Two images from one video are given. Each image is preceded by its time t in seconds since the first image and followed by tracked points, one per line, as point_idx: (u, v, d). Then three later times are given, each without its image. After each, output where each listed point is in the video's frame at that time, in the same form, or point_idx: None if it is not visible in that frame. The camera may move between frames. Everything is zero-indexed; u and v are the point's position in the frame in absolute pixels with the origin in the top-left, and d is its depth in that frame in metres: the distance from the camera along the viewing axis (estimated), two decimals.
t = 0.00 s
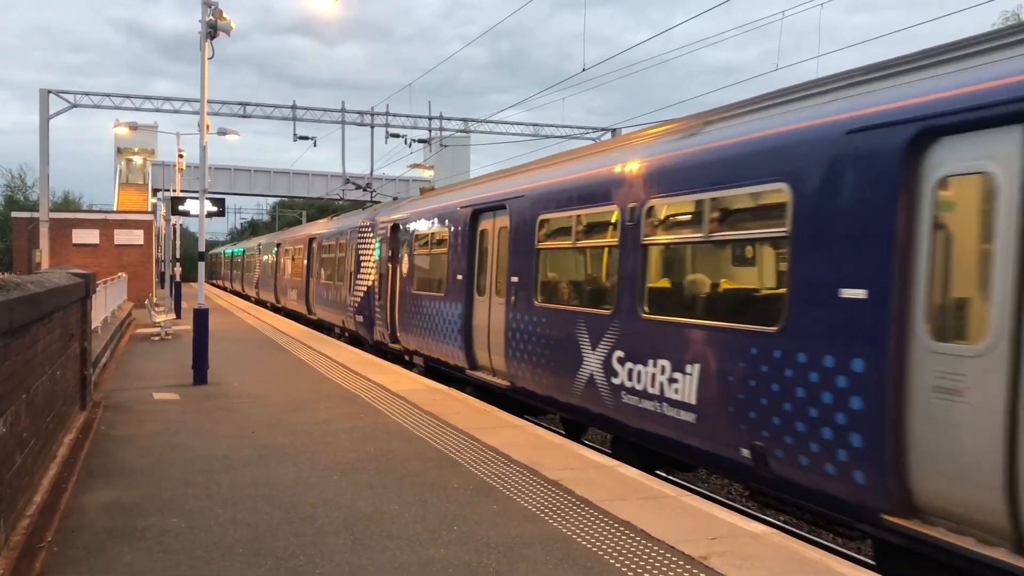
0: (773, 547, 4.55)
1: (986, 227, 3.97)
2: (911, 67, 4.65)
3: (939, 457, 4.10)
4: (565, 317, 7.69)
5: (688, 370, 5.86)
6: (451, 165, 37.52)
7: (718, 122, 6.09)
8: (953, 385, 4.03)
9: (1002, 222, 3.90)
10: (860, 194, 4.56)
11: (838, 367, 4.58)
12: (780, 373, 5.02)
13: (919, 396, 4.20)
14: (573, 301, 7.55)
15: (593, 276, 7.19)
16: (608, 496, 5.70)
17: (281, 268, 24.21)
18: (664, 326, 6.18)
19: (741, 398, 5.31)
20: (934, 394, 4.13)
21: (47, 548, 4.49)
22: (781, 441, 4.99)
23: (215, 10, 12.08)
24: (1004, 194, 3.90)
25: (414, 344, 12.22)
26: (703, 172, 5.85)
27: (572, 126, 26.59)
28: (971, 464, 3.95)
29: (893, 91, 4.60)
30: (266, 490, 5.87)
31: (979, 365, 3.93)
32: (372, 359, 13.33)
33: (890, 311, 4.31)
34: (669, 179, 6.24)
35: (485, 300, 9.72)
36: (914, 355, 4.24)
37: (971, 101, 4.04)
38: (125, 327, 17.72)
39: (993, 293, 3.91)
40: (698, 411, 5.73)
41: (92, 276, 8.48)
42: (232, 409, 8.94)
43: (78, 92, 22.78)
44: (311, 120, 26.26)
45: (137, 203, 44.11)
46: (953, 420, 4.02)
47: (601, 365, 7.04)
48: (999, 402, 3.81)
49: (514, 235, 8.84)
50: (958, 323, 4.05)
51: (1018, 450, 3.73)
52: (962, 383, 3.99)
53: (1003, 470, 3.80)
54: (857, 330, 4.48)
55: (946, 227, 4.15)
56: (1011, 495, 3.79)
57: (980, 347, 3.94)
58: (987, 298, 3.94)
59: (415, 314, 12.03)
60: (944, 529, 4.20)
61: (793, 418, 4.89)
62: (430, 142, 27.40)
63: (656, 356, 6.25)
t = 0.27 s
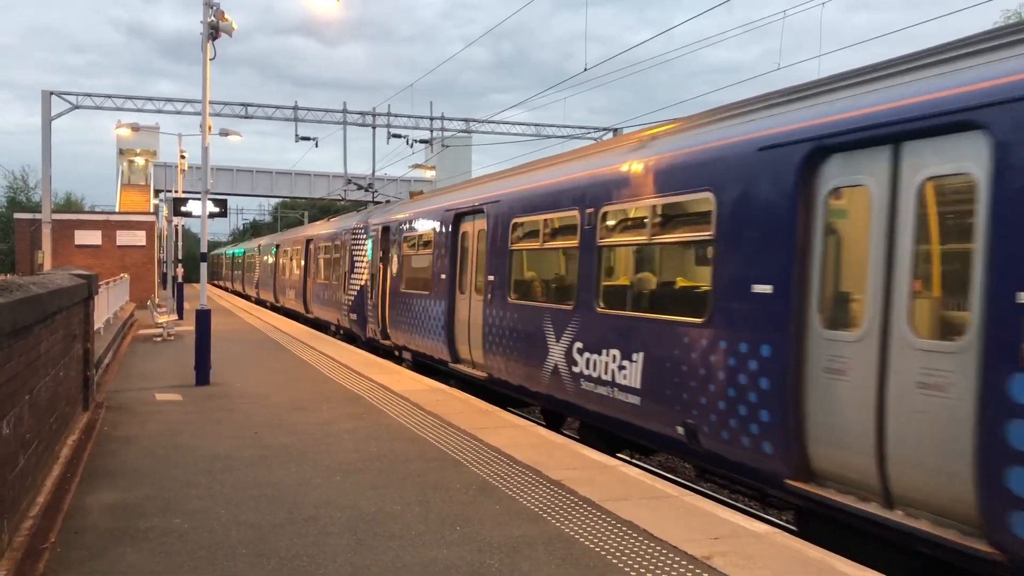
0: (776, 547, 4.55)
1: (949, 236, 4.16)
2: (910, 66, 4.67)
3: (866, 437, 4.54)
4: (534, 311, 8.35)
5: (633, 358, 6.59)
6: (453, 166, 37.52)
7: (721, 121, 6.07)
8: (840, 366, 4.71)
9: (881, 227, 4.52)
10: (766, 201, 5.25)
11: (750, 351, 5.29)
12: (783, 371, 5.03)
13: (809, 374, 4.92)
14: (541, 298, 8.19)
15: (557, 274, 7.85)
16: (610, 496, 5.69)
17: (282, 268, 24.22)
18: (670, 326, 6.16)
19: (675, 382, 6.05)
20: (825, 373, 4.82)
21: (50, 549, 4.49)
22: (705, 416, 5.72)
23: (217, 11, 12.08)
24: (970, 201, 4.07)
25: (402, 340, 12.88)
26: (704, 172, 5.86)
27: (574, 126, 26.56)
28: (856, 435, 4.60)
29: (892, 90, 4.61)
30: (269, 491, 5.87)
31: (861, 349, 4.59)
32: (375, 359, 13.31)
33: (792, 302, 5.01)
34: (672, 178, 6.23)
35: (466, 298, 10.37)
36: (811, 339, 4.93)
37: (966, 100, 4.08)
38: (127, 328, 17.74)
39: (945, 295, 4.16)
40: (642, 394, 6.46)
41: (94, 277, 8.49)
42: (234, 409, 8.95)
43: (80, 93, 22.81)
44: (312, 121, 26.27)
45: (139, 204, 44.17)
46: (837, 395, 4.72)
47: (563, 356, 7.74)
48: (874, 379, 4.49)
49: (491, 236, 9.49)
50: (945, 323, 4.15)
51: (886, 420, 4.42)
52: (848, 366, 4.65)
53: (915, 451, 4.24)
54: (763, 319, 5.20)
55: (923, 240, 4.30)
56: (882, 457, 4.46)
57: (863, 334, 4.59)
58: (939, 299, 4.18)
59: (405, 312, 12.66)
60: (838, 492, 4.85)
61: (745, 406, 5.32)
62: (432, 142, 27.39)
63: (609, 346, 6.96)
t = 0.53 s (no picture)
0: (782, 547, 4.54)
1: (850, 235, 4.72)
2: (913, 67, 4.67)
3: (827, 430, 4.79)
4: (510, 308, 9.05)
5: (592, 349, 7.32)
6: (457, 167, 37.51)
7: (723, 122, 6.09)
8: (753, 351, 5.43)
9: (782, 230, 5.23)
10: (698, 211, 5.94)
11: (685, 341, 6.02)
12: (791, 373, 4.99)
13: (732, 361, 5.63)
14: (517, 296, 8.89)
15: (532, 273, 8.51)
16: (615, 497, 5.69)
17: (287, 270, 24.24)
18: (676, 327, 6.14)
19: (627, 370, 6.75)
20: (741, 359, 5.53)
21: (56, 551, 4.50)
22: (654, 401, 6.41)
23: (221, 13, 12.10)
24: (857, 207, 4.69)
25: (395, 336, 13.57)
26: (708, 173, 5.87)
27: (578, 127, 26.53)
28: (769, 412, 5.27)
29: (895, 91, 4.62)
30: (274, 492, 5.87)
31: (767, 338, 5.31)
32: (380, 361, 13.29)
33: (717, 295, 5.72)
34: (674, 179, 6.25)
35: (452, 297, 11.06)
36: (732, 329, 5.65)
37: (966, 101, 4.10)
38: (132, 330, 17.77)
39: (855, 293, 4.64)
40: (599, 381, 7.21)
41: (99, 280, 8.51)
42: (239, 411, 8.96)
43: (84, 96, 22.85)
44: (316, 122, 26.28)
45: (143, 207, 44.26)
46: (748, 375, 5.46)
47: (534, 348, 8.46)
48: (779, 363, 5.18)
49: (472, 239, 10.19)
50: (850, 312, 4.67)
51: (788, 399, 5.11)
52: (759, 353, 5.37)
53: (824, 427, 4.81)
54: (693, 313, 5.93)
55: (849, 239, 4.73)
56: (789, 433, 5.11)
57: (769, 326, 5.29)
58: (847, 295, 4.70)
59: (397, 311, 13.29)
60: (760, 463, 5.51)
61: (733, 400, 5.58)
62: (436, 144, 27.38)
63: (572, 339, 7.68)
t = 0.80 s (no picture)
0: (790, 549, 4.54)
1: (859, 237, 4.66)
2: (921, 66, 4.64)
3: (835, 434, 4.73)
4: (492, 308, 9.76)
5: (558, 343, 8.11)
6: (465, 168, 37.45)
7: (727, 124, 6.12)
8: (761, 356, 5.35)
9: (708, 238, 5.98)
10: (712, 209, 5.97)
11: (634, 334, 6.81)
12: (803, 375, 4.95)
13: (727, 360, 5.71)
14: (499, 296, 9.57)
15: (511, 275, 9.21)
16: (623, 498, 5.69)
17: (295, 272, 24.29)
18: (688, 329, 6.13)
19: (591, 361, 7.48)
20: (678, 348, 6.29)
21: (66, 553, 4.52)
22: (610, 388, 7.16)
23: (228, 16, 12.14)
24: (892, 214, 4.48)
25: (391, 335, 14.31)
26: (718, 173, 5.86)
27: (586, 128, 26.45)
28: (699, 394, 6.02)
29: (904, 90, 4.60)
30: (283, 494, 5.89)
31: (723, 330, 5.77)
32: (388, 362, 13.30)
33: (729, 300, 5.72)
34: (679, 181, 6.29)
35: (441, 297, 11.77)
36: (671, 325, 6.39)
37: (973, 100, 4.08)
38: (141, 333, 17.83)
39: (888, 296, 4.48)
40: (566, 372, 7.94)
41: (108, 283, 8.54)
42: (248, 413, 8.99)
43: (92, 100, 22.97)
44: (324, 125, 26.32)
45: (152, 209, 44.40)
46: (754, 383, 5.43)
47: (512, 343, 9.22)
48: (708, 351, 5.90)
49: (460, 242, 10.94)
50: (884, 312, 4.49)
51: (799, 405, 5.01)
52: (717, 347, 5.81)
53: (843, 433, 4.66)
54: (640, 309, 6.71)
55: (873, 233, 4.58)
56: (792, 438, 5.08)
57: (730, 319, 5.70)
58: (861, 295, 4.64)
59: (394, 309, 13.93)
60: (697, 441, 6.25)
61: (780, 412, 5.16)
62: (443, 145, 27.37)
63: (545, 335, 8.41)
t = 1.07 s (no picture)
0: (801, 549, 4.52)
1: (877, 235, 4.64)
2: (929, 66, 4.63)
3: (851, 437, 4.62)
4: (477, 306, 10.61)
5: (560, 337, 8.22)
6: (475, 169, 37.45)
7: (733, 125, 6.14)
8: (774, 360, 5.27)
9: (656, 244, 6.75)
10: (717, 210, 5.89)
11: (595, 328, 7.57)
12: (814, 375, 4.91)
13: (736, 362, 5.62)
14: (484, 294, 10.42)
15: (494, 275, 10.08)
16: (633, 499, 5.69)
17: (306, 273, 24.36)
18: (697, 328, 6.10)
19: (562, 354, 8.20)
20: (632, 340, 7.06)
21: (78, 552, 4.55)
22: (576, 376, 7.92)
23: (239, 18, 12.19)
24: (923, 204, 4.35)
25: (392, 332, 15.14)
26: (727, 173, 5.84)
27: (596, 128, 26.42)
28: (648, 381, 6.79)
29: (913, 90, 4.58)
30: (294, 494, 5.91)
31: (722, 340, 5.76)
32: (399, 363, 13.32)
33: (737, 298, 5.64)
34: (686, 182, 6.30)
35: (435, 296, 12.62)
36: (626, 320, 7.17)
37: (984, 99, 4.07)
38: (153, 334, 17.92)
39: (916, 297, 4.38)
40: (539, 362, 8.76)
41: (120, 284, 8.58)
42: (258, 413, 9.03)
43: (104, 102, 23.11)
44: (334, 126, 26.38)
45: (163, 211, 44.59)
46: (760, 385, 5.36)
47: (495, 337, 10.01)
48: (654, 342, 6.68)
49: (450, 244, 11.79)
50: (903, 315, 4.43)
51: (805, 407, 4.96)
52: (684, 341, 6.26)
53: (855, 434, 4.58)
54: (600, 306, 7.47)
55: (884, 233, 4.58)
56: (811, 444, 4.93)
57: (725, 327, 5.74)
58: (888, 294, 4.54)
59: (394, 308, 14.81)
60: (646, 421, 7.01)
61: (793, 415, 5.06)
62: (453, 146, 27.37)
63: (522, 329, 9.20)
